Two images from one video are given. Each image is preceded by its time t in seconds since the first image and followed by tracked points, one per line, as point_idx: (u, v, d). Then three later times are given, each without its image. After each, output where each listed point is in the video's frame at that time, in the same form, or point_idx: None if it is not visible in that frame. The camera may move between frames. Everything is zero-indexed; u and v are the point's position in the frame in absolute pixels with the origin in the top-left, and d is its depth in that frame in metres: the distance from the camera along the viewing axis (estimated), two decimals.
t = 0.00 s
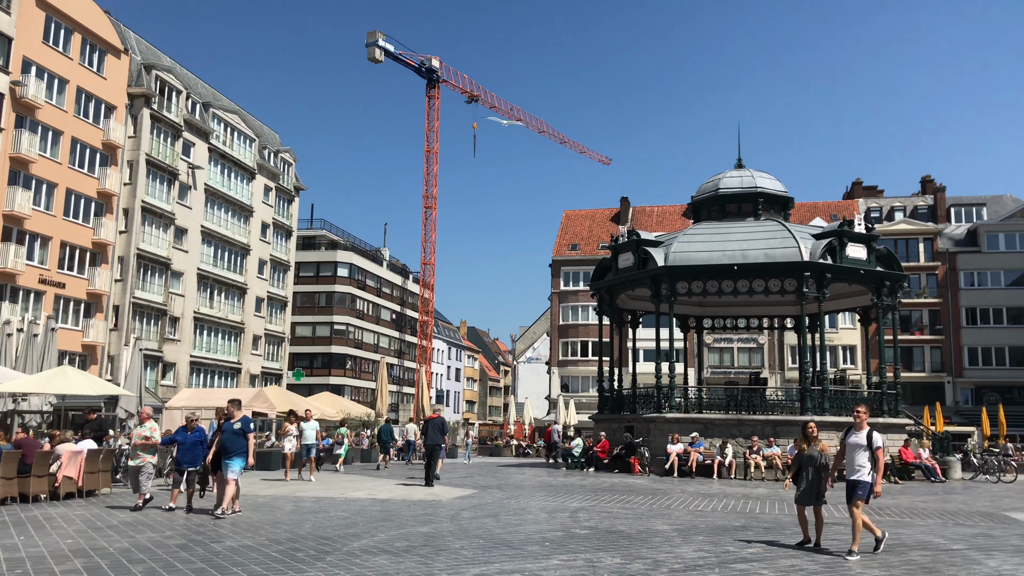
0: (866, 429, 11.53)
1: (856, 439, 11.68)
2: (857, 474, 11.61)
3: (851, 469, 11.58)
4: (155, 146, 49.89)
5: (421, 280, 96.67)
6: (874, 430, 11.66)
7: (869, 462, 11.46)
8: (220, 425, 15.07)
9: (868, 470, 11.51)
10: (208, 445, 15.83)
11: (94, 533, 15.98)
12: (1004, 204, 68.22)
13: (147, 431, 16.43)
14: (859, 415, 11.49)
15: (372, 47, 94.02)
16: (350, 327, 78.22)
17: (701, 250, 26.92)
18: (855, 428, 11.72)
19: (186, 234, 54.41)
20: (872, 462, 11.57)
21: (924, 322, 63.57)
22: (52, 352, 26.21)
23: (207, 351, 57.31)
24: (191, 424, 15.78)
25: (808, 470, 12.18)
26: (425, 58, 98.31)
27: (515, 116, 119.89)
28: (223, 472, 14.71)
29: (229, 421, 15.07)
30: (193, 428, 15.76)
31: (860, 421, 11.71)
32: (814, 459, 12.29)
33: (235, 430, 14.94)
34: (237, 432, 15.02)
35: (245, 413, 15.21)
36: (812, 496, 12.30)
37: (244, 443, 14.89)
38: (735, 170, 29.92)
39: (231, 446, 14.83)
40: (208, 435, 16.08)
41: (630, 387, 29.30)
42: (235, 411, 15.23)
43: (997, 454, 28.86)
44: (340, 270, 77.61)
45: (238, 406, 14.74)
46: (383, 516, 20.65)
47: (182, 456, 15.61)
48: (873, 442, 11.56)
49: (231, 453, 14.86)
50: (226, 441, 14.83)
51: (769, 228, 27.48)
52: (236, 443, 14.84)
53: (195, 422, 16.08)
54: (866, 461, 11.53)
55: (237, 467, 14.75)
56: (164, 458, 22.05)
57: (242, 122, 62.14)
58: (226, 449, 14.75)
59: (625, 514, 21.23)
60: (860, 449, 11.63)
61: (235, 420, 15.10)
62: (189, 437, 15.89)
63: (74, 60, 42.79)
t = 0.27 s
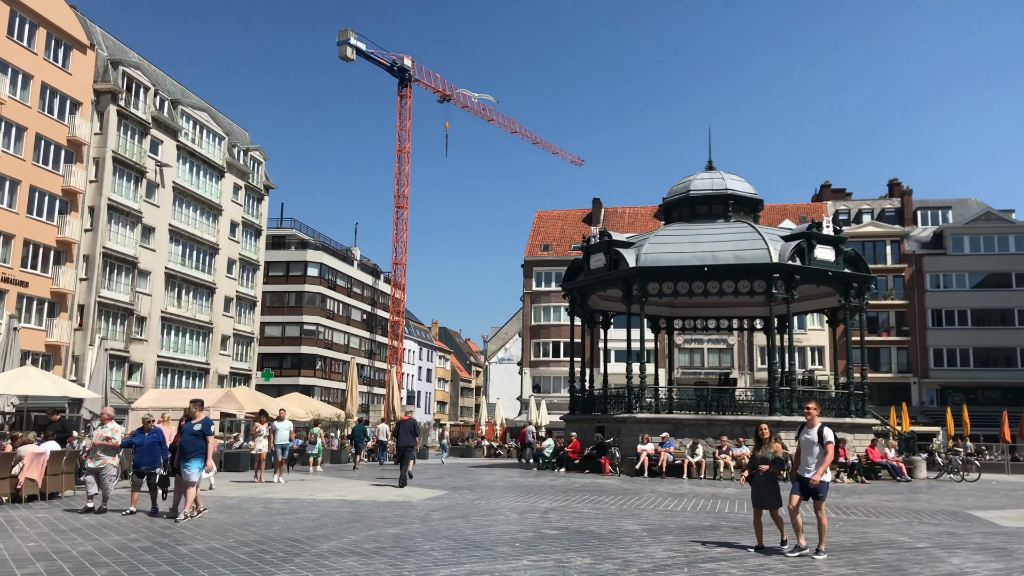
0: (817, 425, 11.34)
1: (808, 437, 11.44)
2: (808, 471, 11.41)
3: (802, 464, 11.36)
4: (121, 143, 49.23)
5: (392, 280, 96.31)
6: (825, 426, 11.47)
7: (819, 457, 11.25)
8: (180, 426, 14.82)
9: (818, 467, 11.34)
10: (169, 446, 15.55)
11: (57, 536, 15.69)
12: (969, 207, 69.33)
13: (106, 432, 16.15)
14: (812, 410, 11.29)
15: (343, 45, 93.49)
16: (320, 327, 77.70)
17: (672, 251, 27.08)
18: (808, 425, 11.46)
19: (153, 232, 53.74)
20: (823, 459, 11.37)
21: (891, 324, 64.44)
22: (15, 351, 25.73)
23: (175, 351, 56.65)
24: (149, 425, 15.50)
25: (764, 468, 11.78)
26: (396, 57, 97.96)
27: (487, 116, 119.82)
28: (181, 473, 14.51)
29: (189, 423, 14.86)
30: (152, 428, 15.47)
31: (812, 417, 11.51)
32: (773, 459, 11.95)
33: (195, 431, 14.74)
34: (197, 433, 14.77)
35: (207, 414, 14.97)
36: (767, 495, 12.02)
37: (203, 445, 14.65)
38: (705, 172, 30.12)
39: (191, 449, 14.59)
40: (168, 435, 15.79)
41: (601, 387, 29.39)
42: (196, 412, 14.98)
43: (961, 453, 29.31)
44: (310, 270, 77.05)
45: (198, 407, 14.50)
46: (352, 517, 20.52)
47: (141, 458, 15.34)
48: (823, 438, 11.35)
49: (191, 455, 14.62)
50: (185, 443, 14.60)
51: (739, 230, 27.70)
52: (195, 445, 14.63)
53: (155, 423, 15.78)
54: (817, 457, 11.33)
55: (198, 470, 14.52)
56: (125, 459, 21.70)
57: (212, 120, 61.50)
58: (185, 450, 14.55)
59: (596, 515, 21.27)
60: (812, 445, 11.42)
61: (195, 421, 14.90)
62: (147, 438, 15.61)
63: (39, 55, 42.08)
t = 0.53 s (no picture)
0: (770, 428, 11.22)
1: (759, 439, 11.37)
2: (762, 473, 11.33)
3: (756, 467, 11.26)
4: (90, 140, 48.59)
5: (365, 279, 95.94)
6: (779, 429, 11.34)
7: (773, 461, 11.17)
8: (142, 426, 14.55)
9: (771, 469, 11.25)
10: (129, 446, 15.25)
11: (21, 538, 15.43)
12: (936, 209, 70.34)
13: (66, 432, 15.86)
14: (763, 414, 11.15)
15: (316, 43, 92.92)
16: (292, 326, 77.17)
17: (645, 251, 27.19)
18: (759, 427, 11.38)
19: (123, 230, 53.09)
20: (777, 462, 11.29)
21: (860, 324, 65.19)
22: None
23: (144, 350, 56.00)
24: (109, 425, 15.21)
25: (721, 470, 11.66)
26: (370, 56, 97.54)
27: (461, 116, 119.68)
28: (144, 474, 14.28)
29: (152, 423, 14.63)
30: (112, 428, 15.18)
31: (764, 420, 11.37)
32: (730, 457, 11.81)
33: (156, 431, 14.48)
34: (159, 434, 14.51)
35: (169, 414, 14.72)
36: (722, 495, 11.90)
37: (166, 445, 14.42)
38: (678, 173, 30.31)
39: (153, 449, 14.35)
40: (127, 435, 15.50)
41: (574, 387, 29.45)
42: (158, 411, 14.74)
43: (927, 451, 29.75)
44: (282, 269, 76.49)
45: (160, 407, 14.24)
46: (324, 518, 20.40)
47: (100, 459, 14.99)
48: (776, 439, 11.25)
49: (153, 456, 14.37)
50: (147, 443, 14.36)
51: (712, 230, 27.91)
52: (157, 445, 14.39)
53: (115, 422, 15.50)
54: (771, 459, 11.23)
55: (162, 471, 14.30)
56: (86, 460, 21.31)
57: (183, 117, 60.86)
58: (148, 451, 14.31)
59: (567, 514, 21.32)
60: (766, 447, 11.31)
61: (157, 421, 14.68)
62: (105, 438, 15.29)
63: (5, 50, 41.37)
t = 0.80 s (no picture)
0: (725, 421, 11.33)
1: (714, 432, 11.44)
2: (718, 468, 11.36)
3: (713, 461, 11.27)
4: (59, 134, 47.93)
5: (339, 276, 95.49)
6: (733, 422, 11.47)
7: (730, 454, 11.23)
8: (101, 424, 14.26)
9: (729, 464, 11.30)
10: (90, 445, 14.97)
11: None
12: (907, 209, 71.23)
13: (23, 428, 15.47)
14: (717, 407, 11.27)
15: (291, 38, 92.23)
16: (265, 322, 76.63)
17: (619, 249, 27.29)
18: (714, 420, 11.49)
19: (93, 225, 52.46)
20: (734, 456, 11.37)
21: (831, 322, 65.86)
22: None
23: (115, 347, 55.39)
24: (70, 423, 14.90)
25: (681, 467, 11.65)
26: (345, 51, 97.02)
27: (437, 112, 119.35)
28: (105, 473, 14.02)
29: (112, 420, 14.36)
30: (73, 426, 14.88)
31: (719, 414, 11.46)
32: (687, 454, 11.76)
33: (117, 430, 14.23)
34: (118, 432, 14.27)
35: (129, 412, 14.49)
36: (680, 493, 11.88)
37: (127, 443, 14.19)
38: (653, 171, 30.42)
39: (114, 448, 14.10)
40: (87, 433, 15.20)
41: (549, 384, 29.54)
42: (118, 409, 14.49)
43: (896, 448, 30.15)
44: (255, 265, 75.87)
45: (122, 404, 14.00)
46: (297, 515, 20.28)
47: (59, 457, 14.63)
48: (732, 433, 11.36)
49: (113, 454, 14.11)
50: (107, 441, 14.10)
51: (686, 229, 28.06)
52: (116, 443, 14.09)
53: (74, 421, 15.22)
54: (728, 453, 11.30)
55: (123, 469, 14.08)
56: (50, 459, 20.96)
57: (155, 111, 60.19)
58: (109, 449, 14.05)
59: (542, 510, 21.36)
60: (721, 441, 11.38)
61: (117, 419, 14.38)
62: (66, 437, 14.98)
63: None
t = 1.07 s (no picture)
0: (688, 423, 11.35)
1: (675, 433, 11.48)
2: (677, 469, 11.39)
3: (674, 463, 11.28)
4: (29, 126, 47.24)
5: (315, 272, 94.99)
6: (694, 424, 11.55)
7: (691, 456, 11.27)
8: (59, 420, 13.89)
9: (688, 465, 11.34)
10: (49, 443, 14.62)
11: None
12: (880, 209, 71.94)
13: None
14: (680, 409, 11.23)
15: (267, 32, 91.50)
16: (240, 319, 76.03)
17: (596, 247, 27.33)
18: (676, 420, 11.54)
19: (64, 220, 51.76)
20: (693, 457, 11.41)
21: (805, 320, 66.47)
22: None
23: (86, 343, 54.70)
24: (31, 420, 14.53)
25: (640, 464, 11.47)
26: (322, 46, 96.43)
27: (414, 109, 118.92)
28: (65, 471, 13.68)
29: (69, 417, 13.98)
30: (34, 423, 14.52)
31: (680, 414, 11.49)
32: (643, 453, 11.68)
33: (77, 426, 13.88)
34: (78, 428, 13.94)
35: (87, 407, 14.14)
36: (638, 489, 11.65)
37: (88, 439, 13.88)
38: (629, 169, 30.48)
39: (74, 445, 13.76)
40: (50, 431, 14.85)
41: (525, 382, 29.57)
42: (76, 405, 14.13)
43: (868, 445, 30.44)
44: (230, 261, 75.25)
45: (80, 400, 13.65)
46: (271, 513, 20.14)
47: (19, 455, 14.28)
48: (692, 436, 11.41)
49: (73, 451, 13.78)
50: (67, 438, 13.75)
51: (662, 227, 28.16)
52: (76, 440, 13.77)
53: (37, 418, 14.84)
54: (687, 454, 11.33)
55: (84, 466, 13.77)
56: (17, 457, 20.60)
57: (128, 104, 59.48)
58: (69, 446, 13.70)
59: (517, 507, 21.38)
60: (681, 443, 11.42)
61: (75, 415, 14.03)
62: (27, 435, 14.65)
63: None
